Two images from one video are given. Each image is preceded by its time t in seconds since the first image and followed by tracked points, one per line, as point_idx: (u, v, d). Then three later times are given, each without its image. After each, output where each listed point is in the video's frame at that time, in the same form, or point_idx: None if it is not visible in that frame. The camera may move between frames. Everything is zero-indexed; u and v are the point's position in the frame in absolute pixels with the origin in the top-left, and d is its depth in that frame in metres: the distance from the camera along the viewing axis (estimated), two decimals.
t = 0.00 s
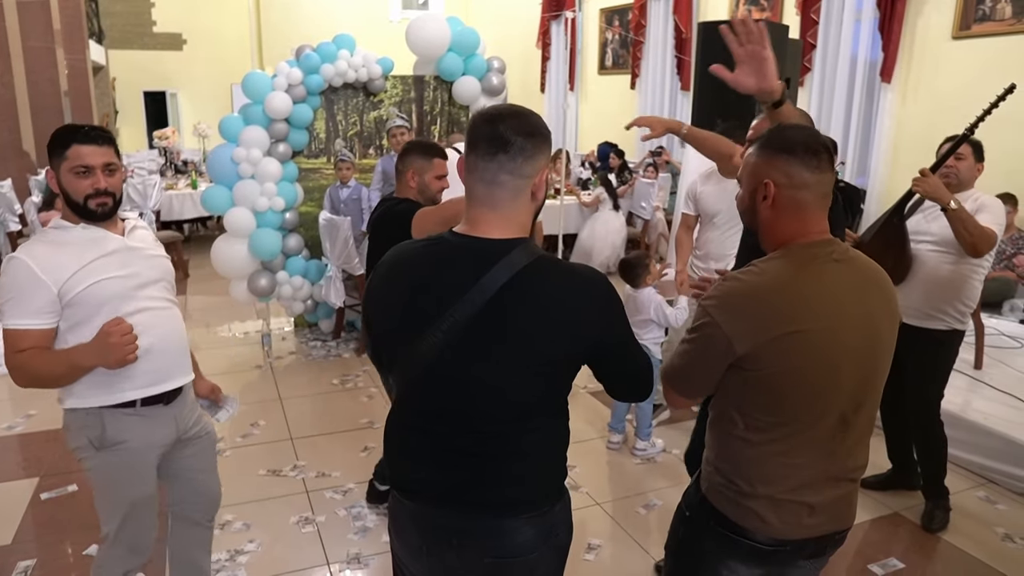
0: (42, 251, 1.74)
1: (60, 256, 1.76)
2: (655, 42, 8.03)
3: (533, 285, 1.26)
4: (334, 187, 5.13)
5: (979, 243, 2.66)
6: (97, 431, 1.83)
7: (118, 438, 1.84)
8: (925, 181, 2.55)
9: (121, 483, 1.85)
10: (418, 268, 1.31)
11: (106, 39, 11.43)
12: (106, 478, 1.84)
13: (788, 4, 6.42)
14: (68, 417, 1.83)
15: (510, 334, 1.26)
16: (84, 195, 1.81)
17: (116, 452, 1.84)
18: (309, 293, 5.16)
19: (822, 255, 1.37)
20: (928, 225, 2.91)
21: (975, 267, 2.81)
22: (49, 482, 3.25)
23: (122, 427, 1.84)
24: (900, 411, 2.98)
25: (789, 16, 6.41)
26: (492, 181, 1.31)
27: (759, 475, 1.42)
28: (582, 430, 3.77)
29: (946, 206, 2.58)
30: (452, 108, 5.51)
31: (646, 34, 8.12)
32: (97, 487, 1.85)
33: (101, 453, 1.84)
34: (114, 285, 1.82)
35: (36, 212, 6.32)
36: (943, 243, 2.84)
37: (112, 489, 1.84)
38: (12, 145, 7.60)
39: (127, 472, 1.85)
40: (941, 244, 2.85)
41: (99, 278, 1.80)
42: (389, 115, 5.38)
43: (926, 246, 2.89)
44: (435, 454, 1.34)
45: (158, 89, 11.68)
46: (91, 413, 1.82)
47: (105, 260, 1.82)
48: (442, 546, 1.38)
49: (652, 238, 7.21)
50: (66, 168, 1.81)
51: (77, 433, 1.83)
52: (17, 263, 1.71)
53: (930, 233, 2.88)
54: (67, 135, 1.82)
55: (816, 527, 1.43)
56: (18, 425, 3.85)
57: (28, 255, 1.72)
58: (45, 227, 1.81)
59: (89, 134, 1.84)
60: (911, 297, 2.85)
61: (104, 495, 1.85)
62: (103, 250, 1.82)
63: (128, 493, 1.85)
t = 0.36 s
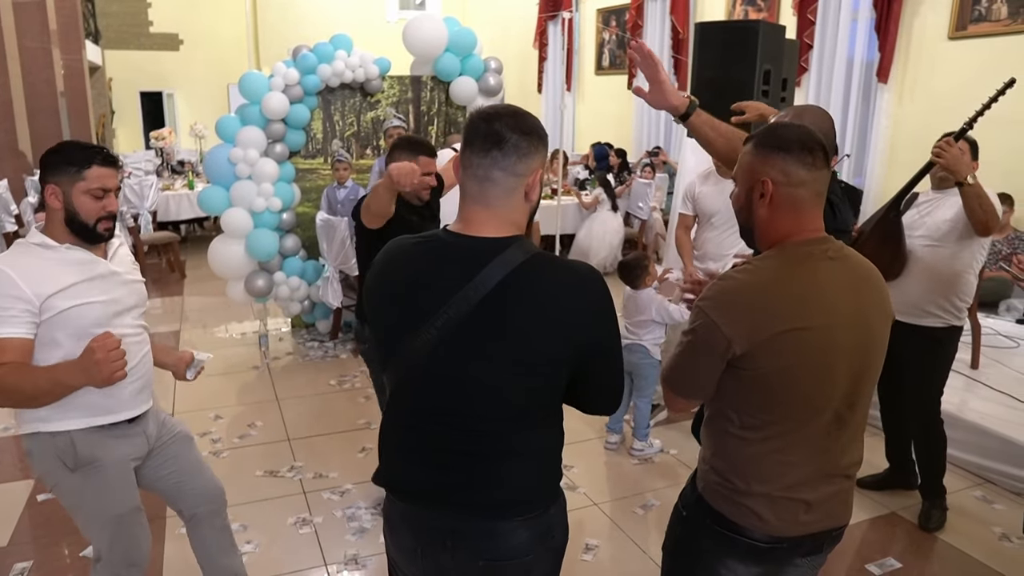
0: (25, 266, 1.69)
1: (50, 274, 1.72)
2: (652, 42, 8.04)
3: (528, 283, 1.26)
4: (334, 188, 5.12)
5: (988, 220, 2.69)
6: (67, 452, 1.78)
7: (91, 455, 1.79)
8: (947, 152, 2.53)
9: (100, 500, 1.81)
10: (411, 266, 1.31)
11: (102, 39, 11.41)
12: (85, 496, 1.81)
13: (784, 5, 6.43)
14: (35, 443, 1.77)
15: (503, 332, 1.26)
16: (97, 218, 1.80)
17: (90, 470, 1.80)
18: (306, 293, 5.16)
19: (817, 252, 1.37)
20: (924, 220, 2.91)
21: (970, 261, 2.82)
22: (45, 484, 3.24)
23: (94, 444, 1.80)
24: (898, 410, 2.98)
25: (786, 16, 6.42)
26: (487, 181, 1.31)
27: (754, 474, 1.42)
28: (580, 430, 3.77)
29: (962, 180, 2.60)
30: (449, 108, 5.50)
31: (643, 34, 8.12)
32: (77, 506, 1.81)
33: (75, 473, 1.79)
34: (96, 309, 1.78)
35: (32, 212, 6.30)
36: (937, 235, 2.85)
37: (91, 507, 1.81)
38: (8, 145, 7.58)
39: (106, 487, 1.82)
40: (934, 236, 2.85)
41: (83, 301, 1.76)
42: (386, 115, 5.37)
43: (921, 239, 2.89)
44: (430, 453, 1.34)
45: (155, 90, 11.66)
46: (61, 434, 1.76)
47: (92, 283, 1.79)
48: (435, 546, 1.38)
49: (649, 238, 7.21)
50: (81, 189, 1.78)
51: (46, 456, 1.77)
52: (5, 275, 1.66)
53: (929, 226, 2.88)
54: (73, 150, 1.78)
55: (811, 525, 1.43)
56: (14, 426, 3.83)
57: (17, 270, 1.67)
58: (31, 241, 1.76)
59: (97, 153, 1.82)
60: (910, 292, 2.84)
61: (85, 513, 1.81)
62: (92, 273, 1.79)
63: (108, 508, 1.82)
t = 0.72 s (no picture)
0: (32, 277, 1.67)
1: (53, 283, 1.69)
2: (648, 42, 8.04)
3: (521, 282, 1.25)
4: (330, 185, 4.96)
5: (979, 221, 2.70)
6: (68, 459, 1.75)
7: (93, 459, 1.78)
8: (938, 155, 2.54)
9: (101, 504, 1.80)
10: (404, 266, 1.32)
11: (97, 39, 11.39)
12: (85, 502, 1.79)
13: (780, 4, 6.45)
14: (32, 451, 1.74)
15: (495, 332, 1.25)
16: (110, 229, 1.82)
17: (91, 475, 1.78)
18: (302, 294, 5.15)
19: (812, 251, 1.37)
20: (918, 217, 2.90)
21: (965, 259, 2.83)
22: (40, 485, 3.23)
23: (94, 449, 1.78)
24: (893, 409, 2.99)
25: (782, 16, 6.43)
26: (480, 179, 1.31)
27: (749, 473, 1.42)
28: (576, 430, 3.77)
29: (951, 181, 2.61)
30: (445, 108, 5.50)
31: (639, 34, 8.13)
32: (77, 513, 1.79)
33: (75, 478, 1.77)
34: (101, 318, 1.76)
35: (27, 213, 6.29)
36: (931, 234, 2.84)
37: (92, 512, 1.79)
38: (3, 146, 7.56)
39: (107, 492, 1.80)
40: (928, 235, 2.85)
41: (88, 310, 1.74)
42: (382, 115, 5.37)
43: (916, 237, 2.87)
44: (423, 453, 1.34)
45: (151, 90, 11.63)
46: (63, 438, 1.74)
47: (95, 292, 1.77)
48: (427, 547, 1.38)
49: (646, 238, 7.22)
50: (100, 202, 1.79)
51: (44, 464, 1.74)
52: (9, 287, 1.62)
53: (922, 225, 2.86)
54: (86, 164, 1.77)
55: (806, 524, 1.43)
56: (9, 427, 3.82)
57: (21, 280, 1.64)
58: (31, 248, 1.72)
59: (106, 161, 1.81)
60: (906, 291, 2.85)
61: (85, 518, 1.79)
62: (93, 280, 1.77)
63: (109, 513, 1.80)
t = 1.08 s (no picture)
0: (61, 263, 1.67)
1: (82, 268, 1.70)
2: (644, 42, 8.05)
3: (520, 281, 1.26)
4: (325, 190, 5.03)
5: (967, 240, 2.68)
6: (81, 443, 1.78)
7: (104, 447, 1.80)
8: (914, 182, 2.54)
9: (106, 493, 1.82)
10: (402, 264, 1.32)
11: (93, 39, 11.35)
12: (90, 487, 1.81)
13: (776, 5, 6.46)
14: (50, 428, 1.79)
15: (491, 331, 1.25)
16: (130, 213, 1.84)
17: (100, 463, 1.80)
18: (299, 294, 5.15)
19: (813, 251, 1.38)
20: (913, 223, 2.90)
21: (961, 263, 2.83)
22: (37, 486, 3.22)
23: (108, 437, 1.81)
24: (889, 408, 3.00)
25: (779, 17, 6.44)
26: (480, 180, 1.32)
27: (747, 473, 1.42)
28: (573, 430, 3.77)
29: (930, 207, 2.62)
30: (442, 109, 5.50)
31: (636, 34, 8.13)
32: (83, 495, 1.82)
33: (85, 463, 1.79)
34: (125, 305, 1.79)
35: (23, 213, 6.27)
36: (926, 238, 2.84)
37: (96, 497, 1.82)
38: None
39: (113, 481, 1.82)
40: (925, 240, 2.85)
41: (116, 297, 1.76)
42: (379, 115, 5.35)
43: (910, 242, 2.89)
44: (419, 451, 1.34)
45: (146, 90, 11.59)
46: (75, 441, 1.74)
47: (119, 279, 1.78)
48: (422, 545, 1.38)
49: (643, 238, 7.22)
50: (120, 187, 1.80)
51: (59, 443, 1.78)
52: (42, 273, 1.64)
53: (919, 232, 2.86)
54: (104, 151, 1.76)
55: (803, 524, 1.44)
56: (7, 428, 3.82)
57: (52, 266, 1.65)
58: (58, 233, 1.73)
59: (123, 148, 1.82)
60: (901, 295, 2.85)
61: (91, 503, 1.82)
62: (117, 266, 1.78)
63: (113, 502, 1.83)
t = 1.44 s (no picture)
0: (134, 250, 1.70)
1: (154, 254, 1.73)
2: (644, 42, 8.05)
3: (523, 281, 1.25)
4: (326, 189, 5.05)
5: (966, 241, 2.69)
6: (146, 433, 1.79)
7: (168, 437, 1.82)
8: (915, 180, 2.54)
9: (163, 483, 1.83)
10: (405, 266, 1.33)
11: (92, 39, 11.33)
12: (145, 478, 1.81)
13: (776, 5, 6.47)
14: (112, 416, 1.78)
15: (492, 331, 1.25)
16: (192, 201, 1.87)
17: (162, 453, 1.82)
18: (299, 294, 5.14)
19: (820, 252, 1.38)
20: (915, 223, 2.91)
21: (960, 265, 2.84)
22: (37, 487, 3.22)
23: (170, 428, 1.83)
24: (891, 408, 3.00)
25: (778, 17, 6.45)
26: (482, 181, 1.32)
27: (752, 474, 1.42)
28: (575, 430, 3.77)
29: (933, 206, 2.61)
30: (442, 109, 5.48)
31: (635, 34, 8.13)
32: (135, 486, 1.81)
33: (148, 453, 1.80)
34: (189, 293, 1.81)
35: (22, 213, 6.25)
36: (928, 239, 2.85)
37: (150, 489, 1.81)
38: None
39: (170, 471, 1.84)
40: (926, 240, 2.86)
41: (181, 285, 1.78)
42: (379, 115, 5.34)
43: (912, 242, 2.90)
44: (422, 453, 1.35)
45: (145, 90, 11.57)
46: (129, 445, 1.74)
47: (184, 268, 1.80)
48: (426, 546, 1.38)
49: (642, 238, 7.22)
50: (183, 175, 1.83)
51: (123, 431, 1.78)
52: (117, 258, 1.66)
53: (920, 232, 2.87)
54: (166, 142, 1.80)
55: (809, 525, 1.44)
56: (8, 428, 3.82)
57: (127, 252, 1.68)
58: (128, 223, 1.75)
59: (183, 138, 1.85)
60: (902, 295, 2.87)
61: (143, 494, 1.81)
62: (182, 256, 1.81)
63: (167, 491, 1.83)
